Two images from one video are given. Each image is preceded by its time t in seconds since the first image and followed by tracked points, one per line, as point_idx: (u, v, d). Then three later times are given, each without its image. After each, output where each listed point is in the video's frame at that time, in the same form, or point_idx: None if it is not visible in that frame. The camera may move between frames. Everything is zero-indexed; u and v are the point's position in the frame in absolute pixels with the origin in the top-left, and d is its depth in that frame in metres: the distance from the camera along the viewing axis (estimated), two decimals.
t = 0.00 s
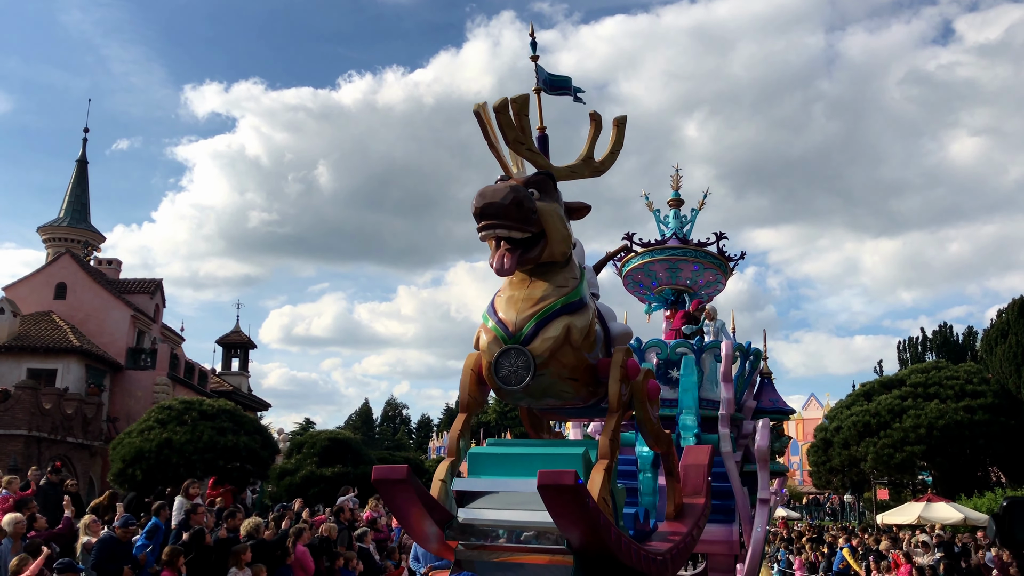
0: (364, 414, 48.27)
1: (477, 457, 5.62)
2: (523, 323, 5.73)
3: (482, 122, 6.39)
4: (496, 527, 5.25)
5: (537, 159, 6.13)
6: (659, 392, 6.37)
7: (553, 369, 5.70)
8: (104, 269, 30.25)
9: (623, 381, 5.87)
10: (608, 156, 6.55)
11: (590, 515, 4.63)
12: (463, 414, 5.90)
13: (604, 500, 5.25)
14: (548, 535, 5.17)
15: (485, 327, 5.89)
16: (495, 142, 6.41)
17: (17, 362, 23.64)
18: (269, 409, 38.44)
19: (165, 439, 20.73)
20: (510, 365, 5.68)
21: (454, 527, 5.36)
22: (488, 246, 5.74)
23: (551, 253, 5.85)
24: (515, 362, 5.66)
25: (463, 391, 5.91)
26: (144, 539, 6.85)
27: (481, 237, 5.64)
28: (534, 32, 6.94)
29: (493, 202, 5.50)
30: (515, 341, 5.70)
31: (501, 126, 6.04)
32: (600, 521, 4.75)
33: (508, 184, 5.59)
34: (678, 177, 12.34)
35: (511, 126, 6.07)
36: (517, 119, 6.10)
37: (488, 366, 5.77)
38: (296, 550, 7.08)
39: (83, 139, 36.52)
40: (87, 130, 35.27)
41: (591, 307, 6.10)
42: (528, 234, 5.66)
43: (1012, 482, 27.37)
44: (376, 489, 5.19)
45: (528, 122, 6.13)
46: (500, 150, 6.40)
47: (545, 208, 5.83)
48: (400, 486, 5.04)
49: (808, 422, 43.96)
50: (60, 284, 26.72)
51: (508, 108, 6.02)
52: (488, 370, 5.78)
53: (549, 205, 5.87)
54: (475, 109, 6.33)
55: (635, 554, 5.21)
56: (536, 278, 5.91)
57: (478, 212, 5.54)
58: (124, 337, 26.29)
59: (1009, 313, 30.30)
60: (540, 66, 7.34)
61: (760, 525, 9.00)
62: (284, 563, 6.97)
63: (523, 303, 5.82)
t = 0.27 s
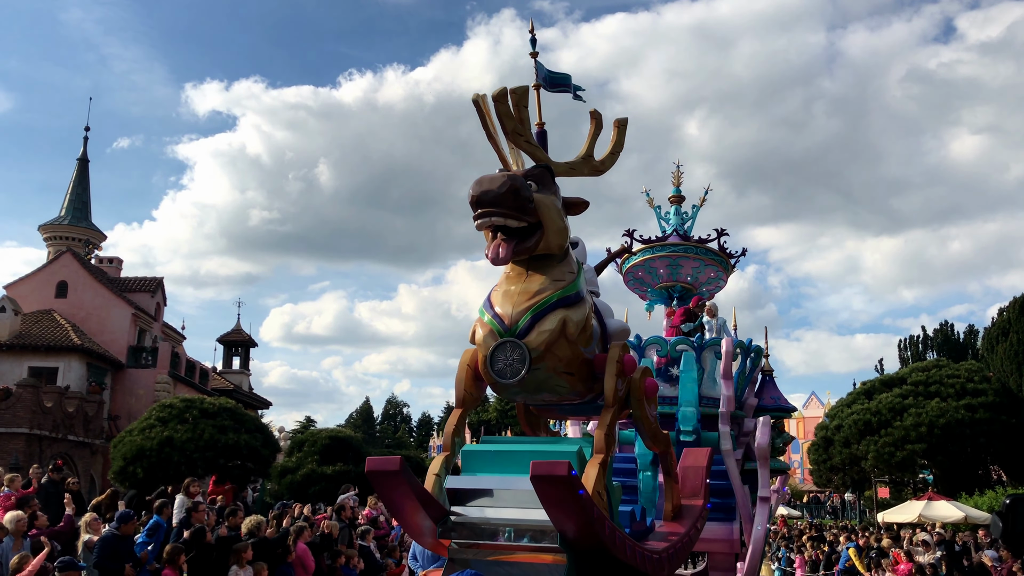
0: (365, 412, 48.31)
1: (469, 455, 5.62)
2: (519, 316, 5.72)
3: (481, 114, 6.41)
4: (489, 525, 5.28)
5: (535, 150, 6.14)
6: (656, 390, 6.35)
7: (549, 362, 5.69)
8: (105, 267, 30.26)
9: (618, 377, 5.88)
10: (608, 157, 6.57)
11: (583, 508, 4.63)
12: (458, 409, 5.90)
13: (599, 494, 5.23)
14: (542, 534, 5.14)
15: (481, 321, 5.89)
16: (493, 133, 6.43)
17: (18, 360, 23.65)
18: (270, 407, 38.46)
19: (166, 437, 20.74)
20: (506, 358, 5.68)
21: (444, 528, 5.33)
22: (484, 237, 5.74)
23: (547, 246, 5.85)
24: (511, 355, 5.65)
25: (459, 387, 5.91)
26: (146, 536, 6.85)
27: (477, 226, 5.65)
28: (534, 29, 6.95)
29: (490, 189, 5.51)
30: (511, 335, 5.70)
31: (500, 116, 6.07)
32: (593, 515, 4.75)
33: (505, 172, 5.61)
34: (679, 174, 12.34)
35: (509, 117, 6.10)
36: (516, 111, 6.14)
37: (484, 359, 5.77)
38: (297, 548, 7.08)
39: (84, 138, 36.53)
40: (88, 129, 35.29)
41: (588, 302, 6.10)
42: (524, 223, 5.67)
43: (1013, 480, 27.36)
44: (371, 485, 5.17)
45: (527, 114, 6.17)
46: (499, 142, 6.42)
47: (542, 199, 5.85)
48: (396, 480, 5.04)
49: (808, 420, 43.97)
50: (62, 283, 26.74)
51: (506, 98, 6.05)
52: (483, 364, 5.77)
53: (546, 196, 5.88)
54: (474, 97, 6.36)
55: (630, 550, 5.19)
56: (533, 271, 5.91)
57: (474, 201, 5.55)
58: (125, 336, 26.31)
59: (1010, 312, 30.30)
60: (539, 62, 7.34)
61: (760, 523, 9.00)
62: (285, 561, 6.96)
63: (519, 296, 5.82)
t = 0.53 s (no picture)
0: (366, 410, 48.35)
1: (463, 453, 5.61)
2: (515, 310, 5.72)
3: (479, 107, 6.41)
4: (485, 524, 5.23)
5: (532, 144, 6.15)
6: (654, 389, 6.34)
7: (545, 356, 5.69)
8: (106, 266, 30.28)
9: (614, 372, 5.87)
10: (608, 156, 6.59)
11: (576, 499, 4.64)
12: (454, 404, 5.90)
13: (594, 489, 5.21)
14: (536, 532, 5.09)
15: (478, 315, 5.89)
16: (492, 126, 6.44)
17: (20, 358, 23.66)
18: (271, 406, 38.49)
19: (167, 436, 20.75)
20: (501, 352, 5.68)
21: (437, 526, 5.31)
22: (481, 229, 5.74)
23: (545, 239, 5.85)
24: (506, 349, 5.65)
25: (455, 382, 5.92)
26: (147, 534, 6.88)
27: (474, 217, 5.64)
28: (533, 25, 6.95)
29: (487, 180, 5.52)
30: (507, 328, 5.70)
31: (498, 108, 6.08)
32: (587, 507, 4.74)
33: (503, 163, 5.62)
34: (680, 170, 12.34)
35: (508, 110, 6.11)
36: (515, 104, 6.15)
37: (480, 353, 5.77)
38: (298, 546, 7.09)
39: (85, 136, 36.55)
40: (89, 127, 35.28)
41: (585, 296, 6.10)
42: (521, 215, 5.67)
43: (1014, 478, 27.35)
44: (365, 480, 5.15)
45: (525, 107, 6.18)
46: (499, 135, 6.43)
47: (540, 191, 5.85)
48: (392, 477, 5.03)
49: (809, 419, 43.98)
50: (63, 281, 26.76)
51: (505, 90, 6.07)
52: (479, 357, 5.77)
53: (543, 189, 5.89)
54: (473, 89, 6.36)
55: (624, 546, 5.18)
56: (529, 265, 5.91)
57: (471, 192, 5.56)
58: (126, 334, 26.33)
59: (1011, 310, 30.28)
60: (538, 58, 7.34)
61: (761, 521, 9.01)
62: (286, 560, 6.94)
63: (515, 290, 5.82)
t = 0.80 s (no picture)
0: (366, 409, 48.37)
1: (457, 450, 5.61)
2: (509, 304, 5.71)
3: (475, 102, 6.41)
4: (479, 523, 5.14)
5: (529, 139, 6.16)
6: (651, 387, 6.32)
7: (540, 349, 5.67)
8: (107, 264, 30.30)
9: (610, 368, 5.86)
10: (605, 151, 6.61)
11: (571, 493, 4.61)
12: (449, 399, 5.88)
13: (589, 484, 5.17)
14: (529, 530, 5.01)
15: (473, 310, 5.87)
16: (489, 122, 6.47)
17: (21, 357, 23.67)
18: (272, 404, 38.51)
19: (168, 434, 20.76)
20: (495, 346, 5.65)
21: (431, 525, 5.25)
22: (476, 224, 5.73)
23: (540, 234, 5.84)
24: (501, 342, 5.62)
25: (450, 378, 5.91)
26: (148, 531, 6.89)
27: (469, 212, 5.63)
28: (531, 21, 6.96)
29: (482, 173, 5.50)
30: (501, 322, 5.67)
31: (494, 103, 6.08)
32: (580, 502, 4.72)
33: (498, 157, 5.61)
34: (681, 166, 12.33)
35: (504, 104, 6.11)
36: (511, 99, 6.15)
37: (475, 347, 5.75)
38: (299, 544, 7.11)
39: (86, 135, 36.56)
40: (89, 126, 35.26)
41: (581, 292, 6.09)
42: (516, 209, 5.66)
43: (1015, 477, 27.33)
44: (359, 475, 5.17)
45: (521, 102, 6.17)
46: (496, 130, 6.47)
47: (536, 186, 5.84)
48: (385, 470, 5.02)
49: (810, 417, 43.98)
50: (65, 280, 26.78)
51: (501, 85, 6.09)
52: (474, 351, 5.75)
53: (539, 183, 5.88)
54: (469, 84, 6.39)
55: (619, 542, 5.16)
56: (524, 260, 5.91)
57: (466, 186, 5.54)
58: (128, 333, 26.34)
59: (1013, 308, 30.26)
60: (536, 55, 7.33)
61: (761, 519, 8.99)
62: (288, 558, 6.92)
63: (510, 285, 5.80)
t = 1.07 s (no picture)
0: (368, 407, 48.41)
1: (448, 447, 5.52)
2: (504, 299, 5.67)
3: (469, 98, 6.34)
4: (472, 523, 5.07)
5: (523, 135, 6.09)
6: (648, 385, 6.32)
7: (535, 345, 5.64)
8: (109, 263, 30.33)
9: (605, 364, 5.85)
10: (602, 145, 6.55)
11: (564, 488, 4.56)
12: (444, 396, 5.85)
13: (582, 479, 5.14)
14: (522, 529, 4.92)
15: (467, 305, 5.84)
16: (482, 117, 6.35)
17: (23, 355, 23.69)
18: (273, 402, 38.53)
19: (169, 433, 20.78)
20: (490, 341, 5.61)
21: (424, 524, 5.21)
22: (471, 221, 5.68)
23: (536, 231, 5.81)
24: (495, 337, 5.58)
25: (445, 374, 5.86)
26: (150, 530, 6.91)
27: (464, 210, 5.58)
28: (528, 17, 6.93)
29: (476, 171, 5.45)
30: (496, 317, 5.64)
31: (488, 99, 6.00)
32: (574, 497, 4.66)
33: (492, 154, 5.56)
34: (682, 162, 12.31)
35: (498, 100, 6.05)
36: (505, 94, 6.08)
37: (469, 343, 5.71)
38: (300, 543, 7.11)
39: (87, 133, 36.58)
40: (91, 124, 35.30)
41: (577, 287, 6.06)
42: (512, 207, 5.62)
43: (1016, 475, 27.32)
44: (351, 469, 5.06)
45: (516, 97, 6.12)
46: (488, 126, 6.34)
47: (530, 183, 5.81)
48: (378, 467, 4.96)
49: (811, 415, 43.98)
50: (66, 279, 26.80)
51: (494, 81, 5.99)
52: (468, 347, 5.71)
53: (534, 180, 5.84)
54: (461, 79, 6.27)
55: (614, 539, 5.09)
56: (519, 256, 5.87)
57: (461, 183, 5.49)
58: (129, 331, 26.35)
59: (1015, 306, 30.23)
60: (532, 50, 7.29)
61: (760, 519, 8.95)
62: (288, 557, 6.92)
63: (505, 280, 5.77)
